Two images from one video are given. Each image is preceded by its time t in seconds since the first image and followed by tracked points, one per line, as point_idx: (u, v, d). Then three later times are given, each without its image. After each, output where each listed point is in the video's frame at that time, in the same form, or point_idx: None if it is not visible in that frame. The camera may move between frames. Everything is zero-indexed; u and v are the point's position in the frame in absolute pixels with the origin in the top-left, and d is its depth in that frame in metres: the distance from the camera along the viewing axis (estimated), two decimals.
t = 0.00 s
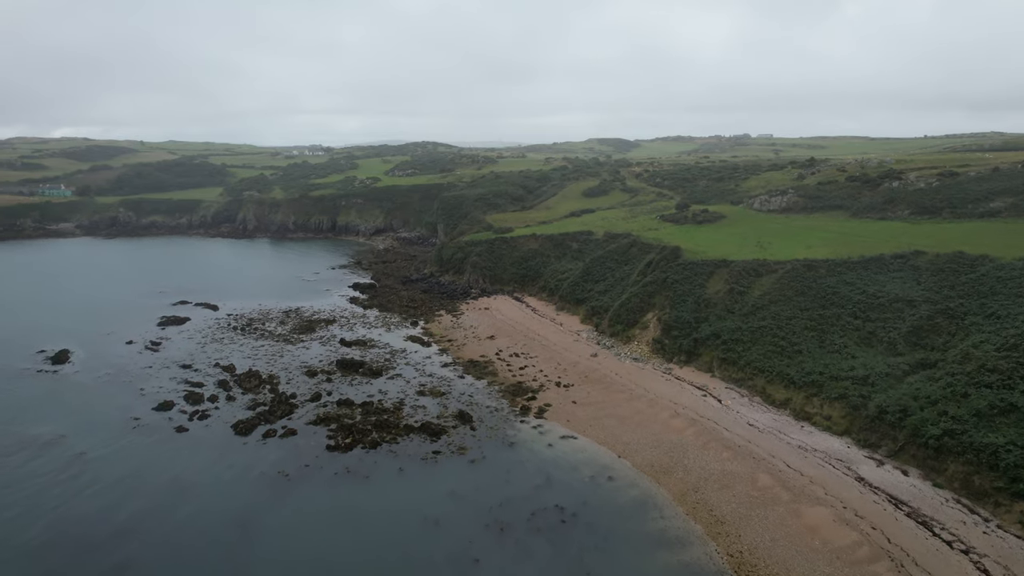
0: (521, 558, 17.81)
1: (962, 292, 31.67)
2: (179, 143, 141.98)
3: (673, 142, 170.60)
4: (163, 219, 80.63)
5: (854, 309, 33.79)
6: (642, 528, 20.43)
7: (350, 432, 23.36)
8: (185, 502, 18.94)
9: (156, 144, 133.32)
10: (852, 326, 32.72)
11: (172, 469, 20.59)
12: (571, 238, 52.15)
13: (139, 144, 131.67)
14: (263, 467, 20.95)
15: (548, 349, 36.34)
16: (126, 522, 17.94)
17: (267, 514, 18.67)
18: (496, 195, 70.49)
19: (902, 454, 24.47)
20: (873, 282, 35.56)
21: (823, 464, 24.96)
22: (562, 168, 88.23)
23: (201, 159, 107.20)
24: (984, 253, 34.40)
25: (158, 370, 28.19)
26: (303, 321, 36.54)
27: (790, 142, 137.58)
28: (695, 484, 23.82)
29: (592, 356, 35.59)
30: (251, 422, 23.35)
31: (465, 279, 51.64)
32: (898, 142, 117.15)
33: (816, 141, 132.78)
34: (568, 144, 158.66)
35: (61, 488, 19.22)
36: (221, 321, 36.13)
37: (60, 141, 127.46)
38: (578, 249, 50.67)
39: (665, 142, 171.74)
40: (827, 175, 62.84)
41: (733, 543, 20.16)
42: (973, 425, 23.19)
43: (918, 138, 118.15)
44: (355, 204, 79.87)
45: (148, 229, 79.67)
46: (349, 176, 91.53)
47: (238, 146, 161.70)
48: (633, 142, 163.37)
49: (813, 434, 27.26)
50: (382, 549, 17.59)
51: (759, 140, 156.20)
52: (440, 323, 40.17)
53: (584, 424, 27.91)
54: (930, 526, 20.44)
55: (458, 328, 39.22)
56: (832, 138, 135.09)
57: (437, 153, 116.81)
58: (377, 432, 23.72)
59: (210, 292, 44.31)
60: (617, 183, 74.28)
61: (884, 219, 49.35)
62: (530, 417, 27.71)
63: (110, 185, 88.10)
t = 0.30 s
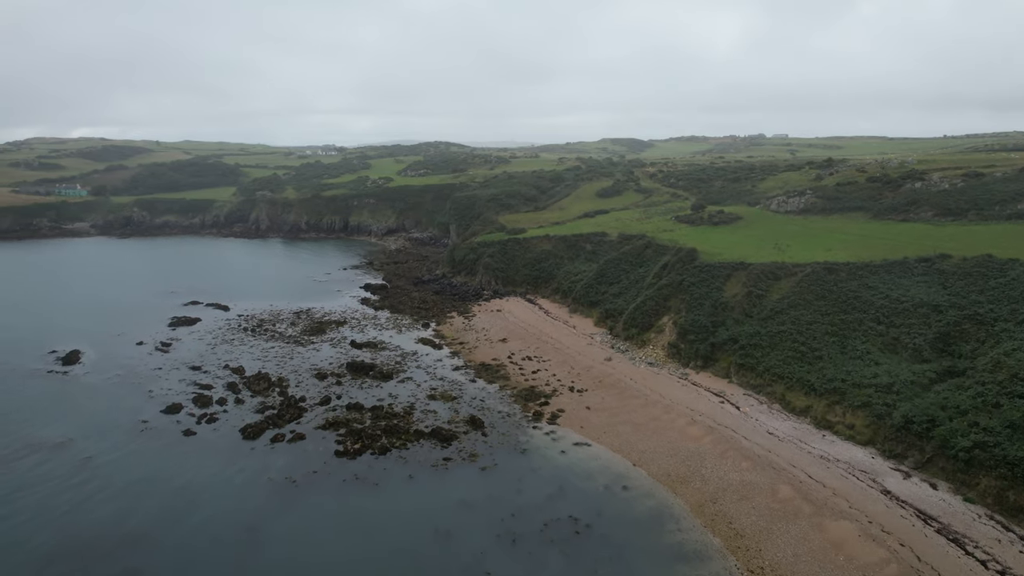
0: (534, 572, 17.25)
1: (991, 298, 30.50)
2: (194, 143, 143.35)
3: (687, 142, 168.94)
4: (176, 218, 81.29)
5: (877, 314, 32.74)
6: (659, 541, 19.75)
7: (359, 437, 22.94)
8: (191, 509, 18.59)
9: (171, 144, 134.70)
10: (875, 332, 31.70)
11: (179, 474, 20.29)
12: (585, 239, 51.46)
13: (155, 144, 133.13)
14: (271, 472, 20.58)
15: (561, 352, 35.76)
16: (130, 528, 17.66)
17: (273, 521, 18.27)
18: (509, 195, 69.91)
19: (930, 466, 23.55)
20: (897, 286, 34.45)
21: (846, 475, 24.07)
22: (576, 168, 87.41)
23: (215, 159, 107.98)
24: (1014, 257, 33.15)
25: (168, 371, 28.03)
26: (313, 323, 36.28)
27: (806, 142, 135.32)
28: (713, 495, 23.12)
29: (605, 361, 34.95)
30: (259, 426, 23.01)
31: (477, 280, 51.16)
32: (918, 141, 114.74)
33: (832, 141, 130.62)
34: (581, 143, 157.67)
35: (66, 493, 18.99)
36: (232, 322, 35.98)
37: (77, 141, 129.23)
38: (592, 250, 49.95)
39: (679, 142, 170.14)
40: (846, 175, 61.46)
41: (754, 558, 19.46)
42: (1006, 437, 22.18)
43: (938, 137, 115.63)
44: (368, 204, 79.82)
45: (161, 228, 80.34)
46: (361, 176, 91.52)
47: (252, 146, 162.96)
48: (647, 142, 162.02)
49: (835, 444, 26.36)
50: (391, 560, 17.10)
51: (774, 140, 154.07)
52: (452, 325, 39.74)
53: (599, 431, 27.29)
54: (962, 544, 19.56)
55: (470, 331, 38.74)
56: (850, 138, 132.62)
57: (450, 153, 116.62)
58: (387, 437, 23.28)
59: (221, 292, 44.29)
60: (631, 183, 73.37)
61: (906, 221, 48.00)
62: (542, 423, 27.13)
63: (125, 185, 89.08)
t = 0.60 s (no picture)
0: None
1: None
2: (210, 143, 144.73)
3: (702, 142, 167.05)
4: (191, 218, 81.93)
5: (903, 319, 31.62)
6: (678, 555, 19.07)
7: (369, 442, 22.54)
8: (199, 514, 18.31)
9: (188, 145, 136.13)
10: (901, 338, 30.61)
11: (187, 478, 20.04)
12: (600, 241, 50.72)
13: (172, 144, 134.65)
14: (281, 478, 20.26)
15: (576, 356, 35.13)
16: (136, 534, 17.41)
17: (282, 529, 17.88)
18: (523, 195, 69.33)
19: (962, 480, 22.56)
20: (925, 290, 33.27)
21: (873, 488, 23.14)
22: (591, 168, 86.54)
23: (231, 159, 108.79)
24: None
25: (179, 373, 27.93)
26: (326, 324, 36.06)
27: (824, 141, 132.84)
28: (733, 506, 22.37)
29: (621, 366, 34.26)
30: (270, 430, 22.72)
31: (491, 282, 50.65)
32: (941, 142, 112.08)
33: (851, 142, 128.27)
34: (596, 143, 156.49)
35: (75, 496, 18.83)
36: (244, 322, 35.89)
37: (97, 141, 131.09)
38: (607, 251, 49.20)
39: (694, 142, 168.30)
40: (868, 176, 59.97)
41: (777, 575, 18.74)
42: None
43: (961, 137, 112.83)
44: (381, 204, 79.78)
45: (176, 228, 81.05)
46: (375, 176, 91.49)
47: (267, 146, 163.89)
48: (662, 142, 160.43)
49: (860, 455, 25.42)
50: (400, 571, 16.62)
51: (791, 140, 151.72)
52: (465, 327, 39.29)
53: (614, 438, 26.65)
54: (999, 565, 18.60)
55: (484, 333, 38.27)
56: (868, 138, 129.94)
57: (464, 153, 116.32)
58: (398, 442, 22.86)
59: (234, 292, 44.31)
60: (647, 183, 72.39)
61: (932, 223, 46.56)
62: (557, 429, 26.55)
63: (141, 185, 90.04)
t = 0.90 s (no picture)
0: None
1: None
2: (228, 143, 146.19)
3: (719, 142, 164.82)
4: (208, 217, 82.62)
5: (933, 325, 30.40)
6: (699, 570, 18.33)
7: (381, 447, 22.13)
8: (208, 520, 17.99)
9: (206, 144, 137.59)
10: (931, 345, 29.42)
11: (197, 482, 19.79)
12: (617, 242, 49.93)
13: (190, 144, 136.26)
14: (291, 484, 19.88)
15: (593, 360, 34.46)
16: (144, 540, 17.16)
17: (291, 537, 17.49)
18: (538, 196, 68.70)
19: (998, 496, 21.49)
20: (955, 294, 31.98)
21: (903, 502, 22.15)
22: (607, 169, 85.60)
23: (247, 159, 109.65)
24: None
25: (192, 374, 27.83)
26: (339, 325, 35.82)
27: (843, 141, 129.98)
28: (755, 519, 21.55)
29: (638, 371, 33.51)
30: (281, 434, 22.42)
31: (506, 283, 50.08)
32: (967, 142, 109.08)
33: (873, 142, 125.48)
34: (612, 143, 155.10)
35: (85, 500, 18.66)
36: (258, 323, 35.81)
37: (117, 141, 133.08)
38: (624, 253, 48.41)
39: (711, 142, 166.14)
40: (893, 176, 58.32)
41: None
42: None
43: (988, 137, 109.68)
44: (396, 204, 79.74)
45: (193, 227, 81.82)
46: (390, 175, 91.48)
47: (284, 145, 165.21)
48: (679, 142, 158.50)
49: (889, 467, 24.41)
50: None
51: (811, 140, 148.97)
52: (480, 330, 38.81)
53: (632, 446, 25.95)
54: None
55: (499, 336, 37.72)
56: (889, 138, 126.87)
57: (479, 153, 115.94)
58: (411, 448, 22.42)
59: (248, 292, 44.36)
60: (664, 184, 71.30)
61: (960, 225, 45.02)
62: (573, 436, 25.93)
63: (159, 185, 91.09)
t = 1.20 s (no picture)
0: None
1: None
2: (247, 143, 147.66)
3: (739, 142, 162.20)
4: (225, 217, 83.33)
5: (966, 332, 29.07)
6: None
7: (395, 453, 21.69)
8: (219, 527, 17.71)
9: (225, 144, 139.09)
10: (964, 352, 28.13)
11: (208, 487, 19.57)
12: (636, 243, 49.05)
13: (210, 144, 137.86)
14: (303, 490, 19.55)
15: (611, 364, 33.73)
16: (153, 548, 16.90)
17: (301, 546, 17.11)
18: (556, 196, 67.97)
19: None
20: (989, 299, 30.56)
21: (938, 518, 21.09)
22: (625, 169, 84.44)
23: (265, 159, 110.52)
24: None
25: (205, 376, 27.72)
26: (354, 326, 35.56)
27: (866, 141, 126.80)
28: (781, 534, 20.68)
29: (657, 376, 32.69)
30: (293, 438, 22.12)
31: (523, 285, 49.47)
32: (997, 142, 105.65)
33: (898, 142, 122.26)
34: (629, 143, 153.45)
35: (96, 504, 18.51)
36: (273, 323, 35.72)
37: (138, 141, 135.15)
38: (643, 255, 47.52)
39: (731, 142, 163.58)
40: (921, 176, 56.47)
41: None
42: None
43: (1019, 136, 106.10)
44: (412, 204, 79.65)
45: (210, 227, 82.63)
46: (406, 175, 91.40)
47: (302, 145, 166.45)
48: (698, 142, 156.24)
49: (923, 480, 23.31)
50: None
51: (832, 140, 145.81)
52: (495, 332, 38.29)
53: (652, 454, 25.18)
54: None
55: (515, 338, 37.16)
56: (914, 138, 123.41)
57: (495, 153, 115.44)
58: (424, 455, 21.94)
59: (264, 292, 44.39)
60: (683, 184, 70.06)
61: (992, 227, 43.31)
62: (590, 443, 25.24)
63: (178, 185, 92.17)
